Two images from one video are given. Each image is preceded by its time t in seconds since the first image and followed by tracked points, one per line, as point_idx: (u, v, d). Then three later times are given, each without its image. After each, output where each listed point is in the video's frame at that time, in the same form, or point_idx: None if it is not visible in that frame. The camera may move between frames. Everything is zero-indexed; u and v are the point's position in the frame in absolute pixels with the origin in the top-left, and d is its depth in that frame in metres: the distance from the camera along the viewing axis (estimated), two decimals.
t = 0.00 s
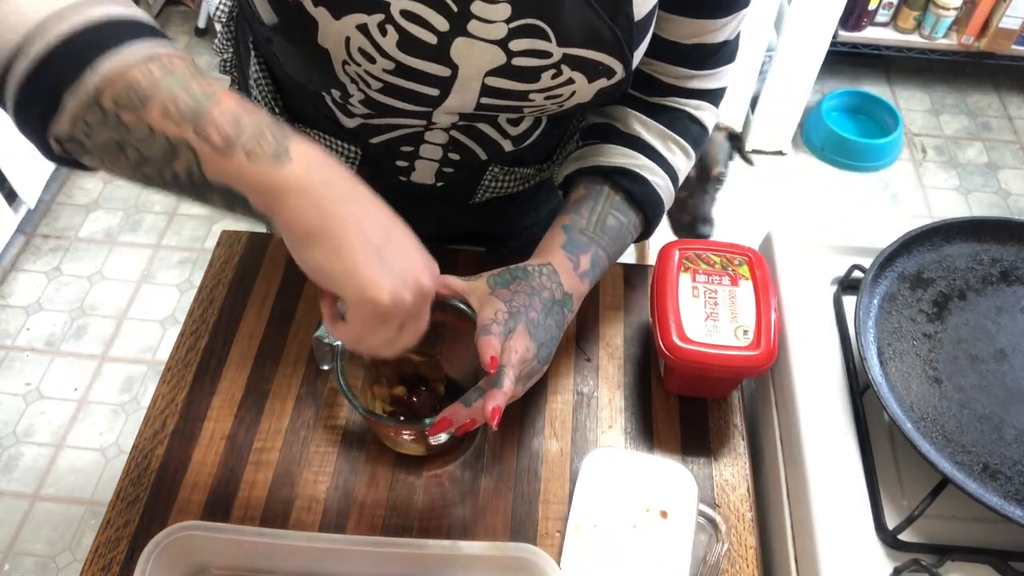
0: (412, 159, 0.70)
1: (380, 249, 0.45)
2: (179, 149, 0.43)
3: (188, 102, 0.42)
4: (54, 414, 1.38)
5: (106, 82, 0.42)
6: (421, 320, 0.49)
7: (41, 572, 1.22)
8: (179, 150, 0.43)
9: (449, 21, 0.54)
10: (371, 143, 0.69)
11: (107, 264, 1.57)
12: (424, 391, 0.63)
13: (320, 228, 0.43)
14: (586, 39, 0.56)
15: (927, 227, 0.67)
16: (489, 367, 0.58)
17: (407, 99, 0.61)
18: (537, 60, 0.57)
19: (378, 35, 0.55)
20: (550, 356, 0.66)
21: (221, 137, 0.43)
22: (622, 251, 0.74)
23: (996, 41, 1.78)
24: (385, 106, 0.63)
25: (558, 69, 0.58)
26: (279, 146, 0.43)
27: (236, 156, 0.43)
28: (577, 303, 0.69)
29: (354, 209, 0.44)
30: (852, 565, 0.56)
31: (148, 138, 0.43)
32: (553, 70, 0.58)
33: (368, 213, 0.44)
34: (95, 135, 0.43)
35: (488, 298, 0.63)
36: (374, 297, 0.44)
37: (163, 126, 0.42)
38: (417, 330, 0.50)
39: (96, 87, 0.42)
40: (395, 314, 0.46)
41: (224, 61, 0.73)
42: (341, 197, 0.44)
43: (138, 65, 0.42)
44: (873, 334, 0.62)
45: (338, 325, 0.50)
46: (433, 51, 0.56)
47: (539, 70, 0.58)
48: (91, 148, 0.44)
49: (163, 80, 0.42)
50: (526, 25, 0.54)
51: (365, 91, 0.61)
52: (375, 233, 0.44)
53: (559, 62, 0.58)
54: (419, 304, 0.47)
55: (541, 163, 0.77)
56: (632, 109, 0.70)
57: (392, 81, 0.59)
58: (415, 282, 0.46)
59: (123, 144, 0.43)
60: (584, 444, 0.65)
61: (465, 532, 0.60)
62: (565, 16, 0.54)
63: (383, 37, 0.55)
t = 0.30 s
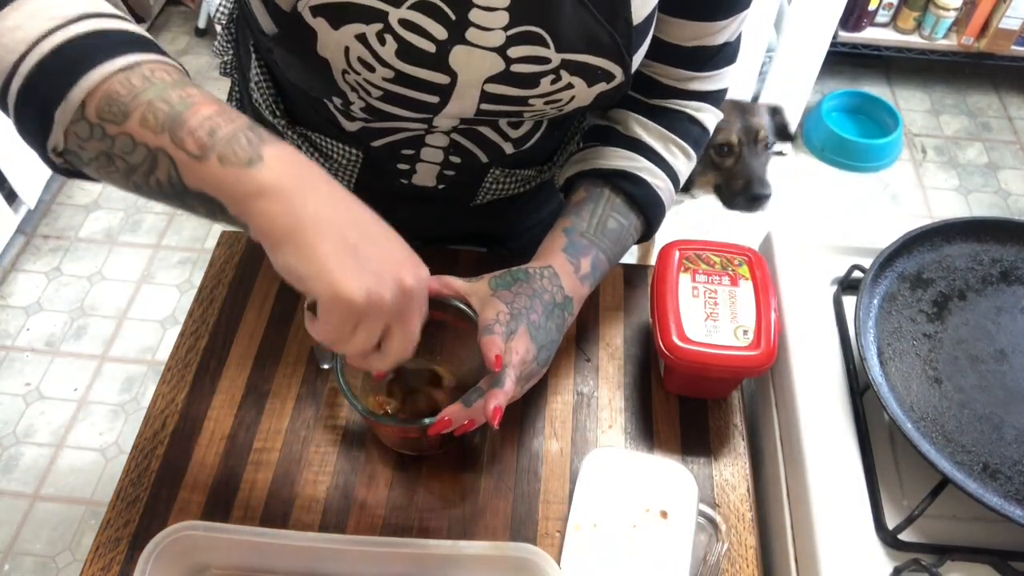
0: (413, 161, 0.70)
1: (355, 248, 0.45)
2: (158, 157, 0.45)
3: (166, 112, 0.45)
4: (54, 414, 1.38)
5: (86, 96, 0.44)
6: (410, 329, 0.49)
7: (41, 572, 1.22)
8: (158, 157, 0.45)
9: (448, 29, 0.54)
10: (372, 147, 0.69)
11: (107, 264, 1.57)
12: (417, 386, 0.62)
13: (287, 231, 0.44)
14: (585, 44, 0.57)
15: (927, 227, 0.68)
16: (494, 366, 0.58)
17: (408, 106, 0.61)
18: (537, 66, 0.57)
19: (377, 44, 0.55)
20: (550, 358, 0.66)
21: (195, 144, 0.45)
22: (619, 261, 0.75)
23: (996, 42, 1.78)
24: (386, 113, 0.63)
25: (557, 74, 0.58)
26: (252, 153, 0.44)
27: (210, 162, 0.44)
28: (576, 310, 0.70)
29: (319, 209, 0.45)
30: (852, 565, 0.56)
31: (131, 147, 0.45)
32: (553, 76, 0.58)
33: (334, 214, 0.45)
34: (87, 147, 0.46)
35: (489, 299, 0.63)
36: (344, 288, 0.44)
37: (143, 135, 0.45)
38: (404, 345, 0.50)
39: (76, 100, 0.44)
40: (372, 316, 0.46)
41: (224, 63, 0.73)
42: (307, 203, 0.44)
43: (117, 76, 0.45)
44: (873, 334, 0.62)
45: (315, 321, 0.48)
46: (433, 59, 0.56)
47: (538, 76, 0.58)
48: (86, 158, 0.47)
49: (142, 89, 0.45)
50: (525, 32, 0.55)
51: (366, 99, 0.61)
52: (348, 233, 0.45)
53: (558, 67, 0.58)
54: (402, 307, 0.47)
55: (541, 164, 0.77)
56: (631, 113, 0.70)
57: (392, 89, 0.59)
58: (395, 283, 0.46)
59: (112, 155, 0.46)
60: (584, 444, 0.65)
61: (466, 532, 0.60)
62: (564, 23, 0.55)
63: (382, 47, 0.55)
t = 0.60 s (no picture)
0: (412, 162, 0.70)
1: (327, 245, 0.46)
2: (148, 179, 0.48)
3: (159, 139, 0.47)
4: (54, 414, 1.38)
5: (87, 120, 0.47)
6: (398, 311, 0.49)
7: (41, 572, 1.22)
8: (147, 179, 0.48)
9: (443, 30, 0.54)
10: (371, 147, 0.69)
11: (107, 265, 1.57)
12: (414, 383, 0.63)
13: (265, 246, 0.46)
14: (582, 45, 0.56)
15: (927, 227, 0.67)
16: (504, 363, 0.59)
17: (404, 108, 0.61)
18: (533, 67, 0.57)
19: (372, 45, 0.55)
20: (548, 361, 0.66)
21: (182, 171, 0.47)
22: (620, 261, 0.75)
23: (996, 41, 1.78)
24: (382, 114, 0.63)
25: (554, 75, 0.58)
26: (233, 180, 0.47)
27: (194, 187, 0.47)
28: (576, 313, 0.70)
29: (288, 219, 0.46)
30: (852, 565, 0.56)
31: (124, 168, 0.48)
32: (549, 77, 0.58)
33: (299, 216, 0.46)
34: (84, 163, 0.49)
35: (490, 300, 0.63)
36: (324, 281, 0.46)
37: (137, 159, 0.47)
38: (399, 328, 0.50)
39: (76, 123, 0.47)
40: (360, 298, 0.46)
41: (224, 64, 0.73)
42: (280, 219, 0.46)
43: (117, 103, 0.47)
44: (873, 334, 0.62)
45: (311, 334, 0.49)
46: (429, 61, 0.56)
47: (535, 77, 0.58)
48: (82, 171, 0.50)
49: (139, 117, 0.48)
50: (522, 32, 0.54)
51: (362, 100, 0.61)
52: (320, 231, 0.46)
53: (555, 68, 0.58)
54: (386, 287, 0.48)
55: (541, 166, 0.77)
56: (631, 115, 0.70)
57: (389, 90, 0.59)
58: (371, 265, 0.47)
59: (106, 172, 0.49)
60: (584, 444, 0.65)
61: (466, 533, 0.60)
62: (560, 23, 0.55)
63: (377, 48, 0.55)
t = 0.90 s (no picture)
0: (409, 161, 0.70)
1: (362, 233, 0.48)
2: (175, 167, 0.48)
3: (182, 125, 0.47)
4: (54, 415, 1.38)
5: (106, 110, 0.47)
6: (423, 301, 0.52)
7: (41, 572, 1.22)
8: (173, 166, 0.48)
9: (437, 26, 0.54)
10: (369, 147, 0.69)
11: (107, 265, 1.57)
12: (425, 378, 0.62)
13: (300, 231, 0.47)
14: (578, 43, 0.56)
15: (927, 227, 0.67)
16: (495, 368, 0.58)
17: (400, 104, 0.61)
18: (530, 64, 0.57)
19: (367, 41, 0.55)
20: (549, 362, 0.66)
21: (209, 153, 0.47)
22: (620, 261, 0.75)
23: (996, 42, 1.78)
24: (378, 111, 0.63)
25: (550, 73, 0.58)
26: (260, 160, 0.47)
27: (223, 171, 0.47)
28: (576, 314, 0.70)
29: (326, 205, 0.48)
30: (852, 565, 0.56)
31: (148, 158, 0.48)
32: (546, 75, 0.58)
33: (341, 207, 0.48)
34: (102, 156, 0.48)
35: (490, 301, 0.63)
36: (363, 270, 0.47)
37: (162, 147, 0.47)
38: (421, 315, 0.53)
39: (96, 113, 0.46)
40: (392, 290, 0.49)
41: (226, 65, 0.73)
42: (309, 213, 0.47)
43: (136, 92, 0.47)
44: (873, 334, 0.62)
45: (340, 316, 0.51)
46: (425, 58, 0.56)
47: (532, 74, 0.58)
48: (101, 165, 0.49)
49: (157, 105, 0.47)
50: (518, 29, 0.54)
51: (358, 97, 0.61)
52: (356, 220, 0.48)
53: (551, 66, 0.58)
54: (416, 279, 0.50)
55: (541, 166, 0.77)
56: (633, 115, 0.70)
57: (384, 86, 0.59)
58: (406, 257, 0.49)
59: (127, 164, 0.48)
60: (584, 444, 0.65)
61: (466, 533, 0.60)
62: (557, 21, 0.55)
63: (372, 44, 0.55)
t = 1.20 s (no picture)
0: (410, 160, 0.70)
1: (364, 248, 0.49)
2: (180, 184, 0.49)
3: (190, 144, 0.48)
4: (54, 415, 1.38)
5: (114, 126, 0.48)
6: (429, 311, 0.53)
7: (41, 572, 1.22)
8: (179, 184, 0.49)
9: (438, 22, 0.54)
10: (369, 145, 0.69)
11: (107, 265, 1.57)
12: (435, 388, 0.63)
13: (304, 250, 0.48)
14: (581, 41, 0.56)
15: (927, 227, 0.67)
16: (494, 369, 0.58)
17: (400, 101, 0.61)
18: (531, 61, 0.57)
19: (367, 37, 0.55)
20: (548, 363, 0.66)
21: (217, 176, 0.48)
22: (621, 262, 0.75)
23: (996, 41, 1.78)
24: (378, 108, 0.63)
25: (552, 70, 0.58)
26: (267, 185, 0.48)
27: (229, 192, 0.48)
28: (577, 315, 0.70)
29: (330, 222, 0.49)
30: (852, 565, 0.56)
31: (153, 173, 0.49)
32: (547, 71, 0.58)
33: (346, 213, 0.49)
34: (107, 169, 0.49)
35: (491, 302, 0.63)
36: (366, 285, 0.48)
37: (168, 165, 0.48)
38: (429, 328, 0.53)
39: (104, 129, 0.47)
40: (397, 301, 0.49)
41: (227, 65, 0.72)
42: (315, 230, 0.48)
43: (145, 109, 0.48)
44: (873, 334, 0.62)
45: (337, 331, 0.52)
46: (425, 54, 0.56)
47: (534, 71, 0.58)
48: (103, 178, 0.50)
49: (167, 123, 0.49)
50: (519, 26, 0.55)
51: (358, 93, 0.61)
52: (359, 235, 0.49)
53: (553, 62, 0.58)
54: (420, 291, 0.51)
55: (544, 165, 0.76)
56: (635, 115, 0.70)
57: (384, 82, 0.59)
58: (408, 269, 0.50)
59: (132, 178, 0.49)
60: (584, 444, 0.65)
61: (466, 533, 0.60)
62: (558, 18, 0.55)
63: (372, 40, 0.55)
